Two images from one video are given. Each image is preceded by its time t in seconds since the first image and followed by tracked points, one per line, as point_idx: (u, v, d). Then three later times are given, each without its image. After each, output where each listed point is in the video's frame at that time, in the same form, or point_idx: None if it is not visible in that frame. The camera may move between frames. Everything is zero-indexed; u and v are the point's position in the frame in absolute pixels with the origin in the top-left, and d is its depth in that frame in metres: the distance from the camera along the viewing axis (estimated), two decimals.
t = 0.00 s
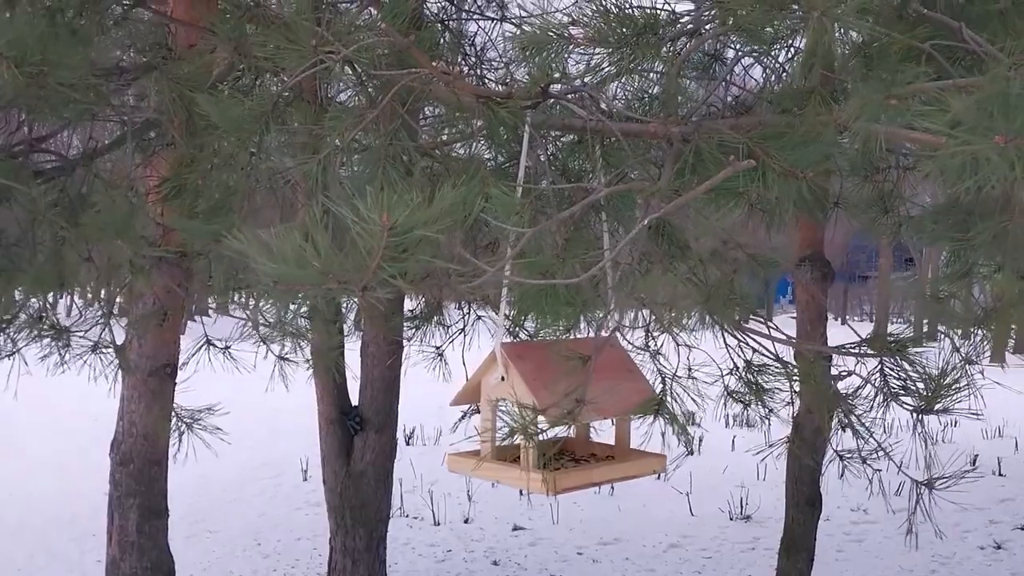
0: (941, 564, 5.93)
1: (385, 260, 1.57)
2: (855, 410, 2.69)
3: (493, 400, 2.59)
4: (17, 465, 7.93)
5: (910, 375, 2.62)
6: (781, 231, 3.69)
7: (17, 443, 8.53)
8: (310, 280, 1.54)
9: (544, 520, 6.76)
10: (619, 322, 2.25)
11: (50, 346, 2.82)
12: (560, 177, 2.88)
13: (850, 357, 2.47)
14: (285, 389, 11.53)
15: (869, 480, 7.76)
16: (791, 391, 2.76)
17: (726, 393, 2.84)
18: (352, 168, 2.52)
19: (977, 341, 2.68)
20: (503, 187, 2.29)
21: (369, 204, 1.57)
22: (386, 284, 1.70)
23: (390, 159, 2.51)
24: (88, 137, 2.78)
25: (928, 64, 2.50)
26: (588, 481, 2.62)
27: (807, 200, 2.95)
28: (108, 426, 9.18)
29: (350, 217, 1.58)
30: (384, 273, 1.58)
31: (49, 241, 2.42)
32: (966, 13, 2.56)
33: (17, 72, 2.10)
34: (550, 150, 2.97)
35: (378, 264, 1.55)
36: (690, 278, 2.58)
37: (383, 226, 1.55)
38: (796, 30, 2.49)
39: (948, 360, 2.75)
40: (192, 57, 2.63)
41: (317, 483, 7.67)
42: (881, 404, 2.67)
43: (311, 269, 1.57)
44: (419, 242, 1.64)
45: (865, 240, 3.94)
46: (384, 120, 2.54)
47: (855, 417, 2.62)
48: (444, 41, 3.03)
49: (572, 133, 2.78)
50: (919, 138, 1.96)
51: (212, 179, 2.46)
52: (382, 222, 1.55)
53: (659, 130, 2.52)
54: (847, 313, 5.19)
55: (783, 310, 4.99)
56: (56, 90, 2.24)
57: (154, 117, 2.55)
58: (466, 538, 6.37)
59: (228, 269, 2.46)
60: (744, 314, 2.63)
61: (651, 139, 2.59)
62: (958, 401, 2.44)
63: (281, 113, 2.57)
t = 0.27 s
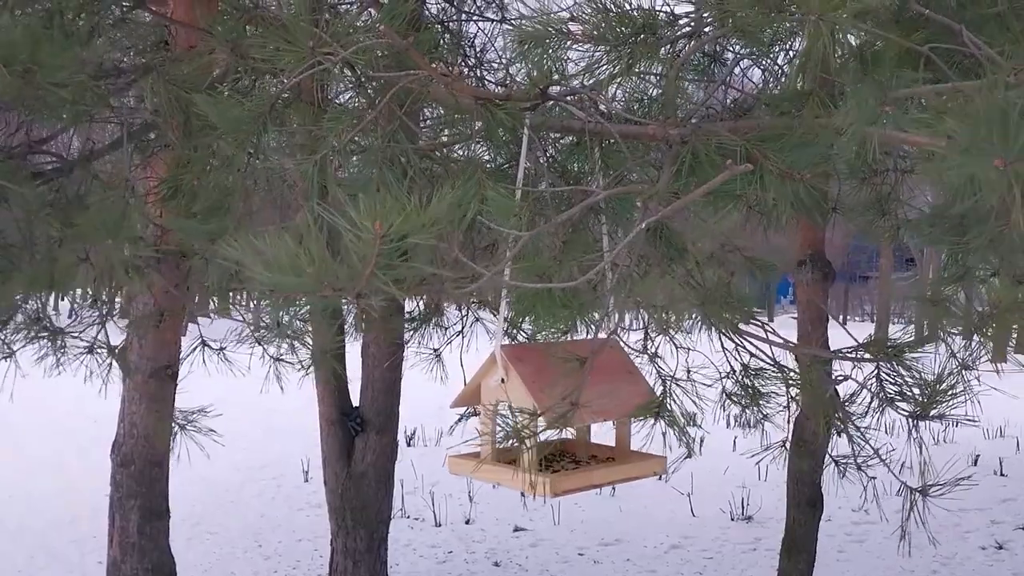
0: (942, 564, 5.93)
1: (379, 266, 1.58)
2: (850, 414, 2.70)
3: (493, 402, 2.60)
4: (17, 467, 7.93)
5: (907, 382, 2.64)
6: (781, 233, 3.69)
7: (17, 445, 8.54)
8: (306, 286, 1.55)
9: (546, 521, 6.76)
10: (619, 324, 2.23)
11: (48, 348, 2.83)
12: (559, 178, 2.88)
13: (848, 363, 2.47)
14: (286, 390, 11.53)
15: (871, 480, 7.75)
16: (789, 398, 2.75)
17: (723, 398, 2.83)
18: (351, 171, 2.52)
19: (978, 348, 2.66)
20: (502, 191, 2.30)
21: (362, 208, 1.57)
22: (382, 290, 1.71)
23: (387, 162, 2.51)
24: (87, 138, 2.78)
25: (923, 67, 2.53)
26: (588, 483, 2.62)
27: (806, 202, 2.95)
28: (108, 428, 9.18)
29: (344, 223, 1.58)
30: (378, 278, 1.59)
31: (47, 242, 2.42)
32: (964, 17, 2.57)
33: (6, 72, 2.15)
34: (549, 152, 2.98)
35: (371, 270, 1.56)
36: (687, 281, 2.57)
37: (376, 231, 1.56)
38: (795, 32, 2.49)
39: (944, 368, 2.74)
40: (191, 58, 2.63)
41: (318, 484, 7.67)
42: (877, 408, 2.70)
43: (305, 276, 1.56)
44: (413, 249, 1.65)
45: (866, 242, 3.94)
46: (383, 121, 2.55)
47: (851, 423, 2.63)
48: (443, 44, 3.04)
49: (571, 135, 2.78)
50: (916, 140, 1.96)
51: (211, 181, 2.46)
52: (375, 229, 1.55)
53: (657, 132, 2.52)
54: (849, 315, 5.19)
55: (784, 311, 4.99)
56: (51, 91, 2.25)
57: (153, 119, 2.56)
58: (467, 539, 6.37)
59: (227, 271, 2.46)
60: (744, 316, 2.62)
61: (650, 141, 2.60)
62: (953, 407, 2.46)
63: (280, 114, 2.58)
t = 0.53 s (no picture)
0: (946, 563, 5.92)
1: (389, 272, 1.59)
2: (852, 420, 2.72)
3: (492, 403, 2.60)
4: (20, 467, 7.94)
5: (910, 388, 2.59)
6: (784, 233, 3.68)
7: (20, 445, 8.55)
8: (317, 288, 1.56)
9: (548, 520, 6.76)
10: (622, 325, 2.19)
11: (49, 352, 2.83)
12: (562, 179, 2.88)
13: (855, 367, 2.46)
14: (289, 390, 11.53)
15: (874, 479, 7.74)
16: (790, 402, 2.74)
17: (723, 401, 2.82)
18: (355, 171, 2.54)
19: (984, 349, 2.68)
20: (505, 194, 2.29)
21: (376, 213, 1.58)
22: (386, 296, 1.72)
23: (391, 164, 2.52)
24: (89, 139, 2.78)
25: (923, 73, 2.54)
26: (586, 487, 2.62)
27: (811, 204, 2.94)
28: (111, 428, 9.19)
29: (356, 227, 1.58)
30: (387, 284, 1.61)
31: (49, 243, 2.42)
32: (966, 21, 2.57)
33: (15, 79, 2.17)
34: (551, 153, 2.98)
35: (385, 274, 1.58)
36: (688, 284, 2.56)
37: (391, 237, 1.57)
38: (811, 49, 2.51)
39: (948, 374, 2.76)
40: (193, 60, 2.63)
41: (321, 484, 7.68)
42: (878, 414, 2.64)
43: (317, 278, 1.57)
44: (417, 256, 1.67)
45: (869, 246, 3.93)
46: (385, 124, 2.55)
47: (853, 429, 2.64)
48: (444, 46, 3.04)
49: (574, 137, 2.78)
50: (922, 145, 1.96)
51: (212, 183, 2.46)
52: (391, 234, 1.56)
53: (660, 135, 2.51)
54: (851, 315, 5.18)
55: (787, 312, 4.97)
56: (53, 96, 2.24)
57: (155, 120, 2.55)
58: (469, 538, 6.37)
59: (228, 272, 2.46)
60: (747, 319, 2.61)
61: (652, 143, 2.59)
62: (956, 417, 2.49)
63: (283, 116, 2.58)
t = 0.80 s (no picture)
0: (947, 562, 5.92)
1: (384, 287, 1.66)
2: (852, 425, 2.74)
3: (493, 405, 2.60)
4: (22, 468, 7.95)
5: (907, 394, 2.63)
6: (786, 234, 3.68)
7: (22, 446, 8.56)
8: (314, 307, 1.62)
9: (551, 519, 6.75)
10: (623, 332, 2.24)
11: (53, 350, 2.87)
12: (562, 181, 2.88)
13: (851, 372, 2.48)
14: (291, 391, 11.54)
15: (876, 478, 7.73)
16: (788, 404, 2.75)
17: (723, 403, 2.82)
18: (357, 174, 2.55)
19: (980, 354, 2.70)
20: (507, 196, 2.29)
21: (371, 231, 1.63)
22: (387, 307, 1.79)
23: (392, 166, 2.52)
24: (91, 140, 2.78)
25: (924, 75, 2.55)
26: (586, 489, 2.62)
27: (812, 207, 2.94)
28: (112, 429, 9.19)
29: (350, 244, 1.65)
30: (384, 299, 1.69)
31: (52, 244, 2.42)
32: (968, 25, 2.58)
33: (24, 83, 2.12)
34: (552, 154, 2.98)
35: (379, 289, 1.65)
36: (688, 286, 2.56)
37: (385, 254, 1.63)
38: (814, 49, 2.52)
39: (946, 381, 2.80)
40: (195, 61, 2.63)
41: (323, 484, 7.68)
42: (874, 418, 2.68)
43: (313, 297, 1.63)
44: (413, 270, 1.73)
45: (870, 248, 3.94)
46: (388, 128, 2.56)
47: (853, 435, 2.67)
48: (445, 47, 3.04)
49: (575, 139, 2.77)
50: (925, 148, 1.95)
51: (214, 185, 2.46)
52: (384, 253, 1.62)
53: (664, 139, 2.47)
54: (852, 316, 5.18)
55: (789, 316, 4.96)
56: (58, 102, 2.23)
57: (157, 122, 2.55)
58: (471, 538, 6.37)
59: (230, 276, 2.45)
60: (747, 321, 2.60)
61: (654, 144, 2.55)
62: (954, 425, 2.54)
63: (285, 118, 2.58)
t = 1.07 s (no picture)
0: (949, 562, 5.92)
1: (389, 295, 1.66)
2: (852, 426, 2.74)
3: (498, 407, 2.60)
4: (23, 469, 7.95)
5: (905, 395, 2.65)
6: (786, 235, 3.68)
7: (23, 446, 8.56)
8: (318, 314, 1.64)
9: (552, 519, 6.75)
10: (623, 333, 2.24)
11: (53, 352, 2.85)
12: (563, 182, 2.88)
13: (851, 374, 2.49)
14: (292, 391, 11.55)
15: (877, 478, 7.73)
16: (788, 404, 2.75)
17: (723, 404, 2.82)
18: (358, 175, 2.55)
19: (979, 355, 2.71)
20: (508, 198, 2.30)
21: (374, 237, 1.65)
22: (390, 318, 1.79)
23: (393, 168, 2.53)
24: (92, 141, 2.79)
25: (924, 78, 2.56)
26: (592, 489, 2.62)
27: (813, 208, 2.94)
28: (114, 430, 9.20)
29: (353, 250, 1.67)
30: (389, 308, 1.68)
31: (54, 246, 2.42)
32: (967, 26, 2.58)
33: (21, 85, 2.14)
34: (552, 156, 2.98)
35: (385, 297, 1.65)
36: (688, 288, 2.56)
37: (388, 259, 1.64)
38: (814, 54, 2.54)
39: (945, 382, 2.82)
40: (196, 63, 2.64)
41: (324, 485, 7.68)
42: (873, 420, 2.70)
43: (318, 303, 1.64)
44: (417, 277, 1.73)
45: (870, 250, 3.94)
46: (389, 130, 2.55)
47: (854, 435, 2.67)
48: (445, 49, 3.05)
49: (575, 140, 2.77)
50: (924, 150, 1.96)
51: (214, 186, 2.46)
52: (387, 259, 1.63)
53: (661, 140, 2.48)
54: (853, 316, 5.18)
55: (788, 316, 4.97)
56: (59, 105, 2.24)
57: (158, 124, 2.56)
58: (472, 538, 6.38)
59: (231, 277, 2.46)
60: (747, 324, 2.61)
61: (653, 146, 2.55)
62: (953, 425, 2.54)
63: (286, 120, 2.58)
